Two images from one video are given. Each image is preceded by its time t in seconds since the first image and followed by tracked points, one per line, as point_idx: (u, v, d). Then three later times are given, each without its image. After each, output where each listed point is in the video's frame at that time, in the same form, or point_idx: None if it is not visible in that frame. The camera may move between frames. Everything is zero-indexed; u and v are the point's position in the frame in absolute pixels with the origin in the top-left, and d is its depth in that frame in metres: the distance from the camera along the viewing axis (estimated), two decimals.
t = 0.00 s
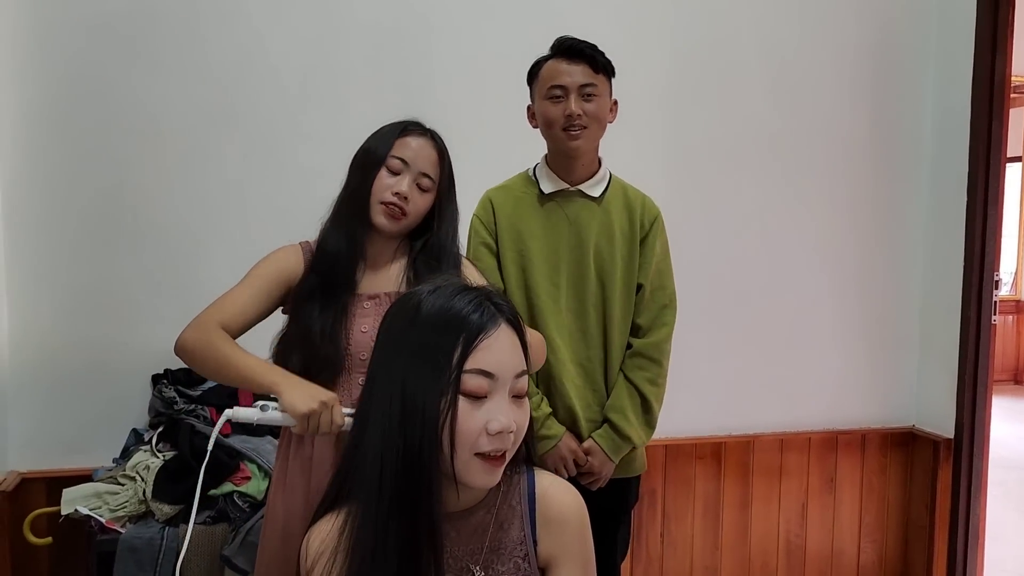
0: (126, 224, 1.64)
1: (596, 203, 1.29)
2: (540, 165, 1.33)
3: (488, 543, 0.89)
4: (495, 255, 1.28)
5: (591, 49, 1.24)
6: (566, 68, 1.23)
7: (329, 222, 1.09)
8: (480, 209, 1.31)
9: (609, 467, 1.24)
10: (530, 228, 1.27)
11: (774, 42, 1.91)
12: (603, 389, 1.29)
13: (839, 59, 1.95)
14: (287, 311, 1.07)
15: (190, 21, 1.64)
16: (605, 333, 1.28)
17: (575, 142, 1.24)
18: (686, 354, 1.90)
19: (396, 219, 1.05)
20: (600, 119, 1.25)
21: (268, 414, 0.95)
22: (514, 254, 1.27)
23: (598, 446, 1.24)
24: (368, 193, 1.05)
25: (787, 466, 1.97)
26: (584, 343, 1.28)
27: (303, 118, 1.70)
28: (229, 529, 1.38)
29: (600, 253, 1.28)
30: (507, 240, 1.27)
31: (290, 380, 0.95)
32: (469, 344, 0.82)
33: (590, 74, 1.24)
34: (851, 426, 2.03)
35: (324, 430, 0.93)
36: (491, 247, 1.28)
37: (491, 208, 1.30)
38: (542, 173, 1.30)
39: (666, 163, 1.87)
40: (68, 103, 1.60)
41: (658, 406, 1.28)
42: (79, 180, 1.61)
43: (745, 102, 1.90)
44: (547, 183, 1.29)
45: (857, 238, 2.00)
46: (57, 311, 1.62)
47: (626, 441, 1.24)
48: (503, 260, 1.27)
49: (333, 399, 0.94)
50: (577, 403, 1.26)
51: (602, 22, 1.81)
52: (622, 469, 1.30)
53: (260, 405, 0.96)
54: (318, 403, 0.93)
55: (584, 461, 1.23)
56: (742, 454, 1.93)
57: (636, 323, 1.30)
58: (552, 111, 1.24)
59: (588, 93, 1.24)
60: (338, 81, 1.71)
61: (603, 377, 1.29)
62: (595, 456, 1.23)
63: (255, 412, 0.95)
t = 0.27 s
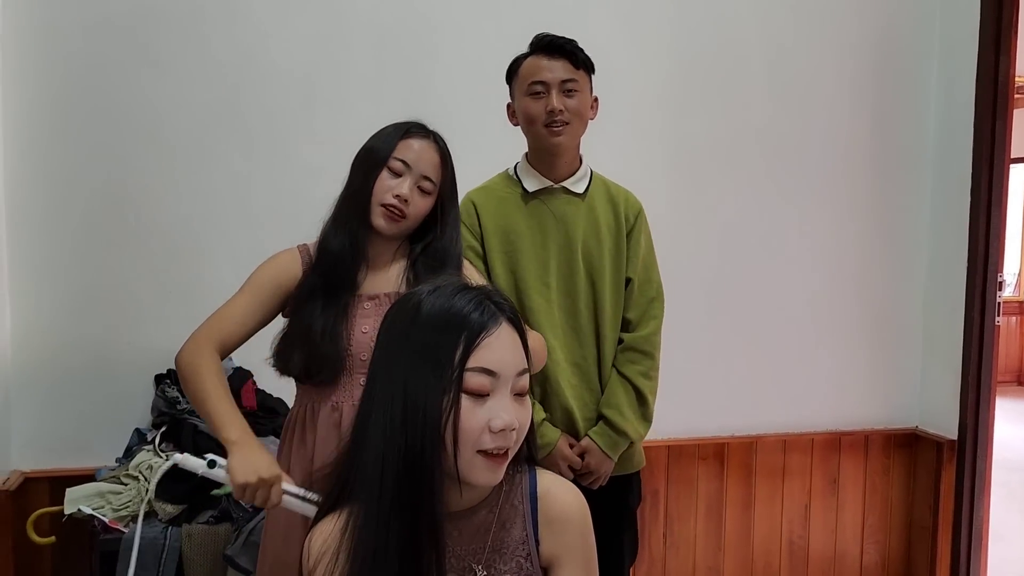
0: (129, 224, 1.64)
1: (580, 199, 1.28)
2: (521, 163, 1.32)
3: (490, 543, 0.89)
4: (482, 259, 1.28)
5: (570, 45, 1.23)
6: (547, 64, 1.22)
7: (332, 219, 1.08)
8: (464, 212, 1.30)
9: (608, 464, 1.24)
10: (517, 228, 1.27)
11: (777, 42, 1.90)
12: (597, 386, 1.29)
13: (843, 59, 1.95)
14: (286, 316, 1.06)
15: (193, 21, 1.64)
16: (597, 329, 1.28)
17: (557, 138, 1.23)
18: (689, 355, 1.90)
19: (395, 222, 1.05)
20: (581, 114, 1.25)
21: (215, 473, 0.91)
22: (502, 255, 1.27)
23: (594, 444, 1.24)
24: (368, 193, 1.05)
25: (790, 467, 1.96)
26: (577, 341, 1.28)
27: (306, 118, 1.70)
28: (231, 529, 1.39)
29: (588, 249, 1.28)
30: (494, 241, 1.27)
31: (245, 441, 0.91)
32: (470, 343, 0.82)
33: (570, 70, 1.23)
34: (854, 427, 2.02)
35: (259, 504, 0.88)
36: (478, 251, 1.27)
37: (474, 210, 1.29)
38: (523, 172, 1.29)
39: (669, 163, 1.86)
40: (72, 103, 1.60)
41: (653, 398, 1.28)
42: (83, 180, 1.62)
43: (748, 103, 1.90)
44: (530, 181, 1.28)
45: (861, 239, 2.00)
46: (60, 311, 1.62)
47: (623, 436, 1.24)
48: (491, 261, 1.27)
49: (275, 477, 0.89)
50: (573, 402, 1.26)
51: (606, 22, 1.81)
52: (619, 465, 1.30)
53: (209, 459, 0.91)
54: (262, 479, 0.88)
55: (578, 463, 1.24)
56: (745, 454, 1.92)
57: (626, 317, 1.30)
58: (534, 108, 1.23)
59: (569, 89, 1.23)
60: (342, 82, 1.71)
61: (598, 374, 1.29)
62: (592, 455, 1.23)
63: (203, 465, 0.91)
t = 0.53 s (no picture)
0: (133, 225, 1.65)
1: (568, 200, 1.29)
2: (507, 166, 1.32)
3: (493, 544, 0.89)
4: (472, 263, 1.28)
5: (555, 47, 1.23)
6: (532, 67, 1.22)
7: (328, 224, 1.09)
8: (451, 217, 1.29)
9: (603, 465, 1.24)
10: (506, 231, 1.28)
11: (780, 43, 1.90)
12: (589, 387, 1.29)
13: (845, 60, 1.95)
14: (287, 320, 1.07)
15: (197, 22, 1.64)
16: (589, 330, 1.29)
17: (543, 140, 1.23)
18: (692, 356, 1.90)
19: (393, 223, 1.06)
20: (567, 117, 1.25)
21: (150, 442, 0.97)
22: (492, 258, 1.27)
23: (589, 445, 1.23)
24: (363, 198, 1.06)
25: (793, 468, 1.96)
26: (569, 343, 1.28)
27: (309, 119, 1.71)
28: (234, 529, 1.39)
29: (578, 249, 1.28)
30: (483, 244, 1.27)
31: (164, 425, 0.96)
32: (477, 354, 0.82)
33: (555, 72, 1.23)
34: (857, 429, 2.02)
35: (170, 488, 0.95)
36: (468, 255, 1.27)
37: (462, 214, 1.29)
38: (509, 174, 1.29)
39: (672, 164, 1.87)
40: (76, 105, 1.60)
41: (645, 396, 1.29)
42: (87, 182, 1.62)
43: (751, 104, 1.90)
44: (517, 184, 1.28)
45: (863, 240, 2.00)
46: (64, 311, 1.62)
47: (618, 436, 1.24)
48: (482, 265, 1.27)
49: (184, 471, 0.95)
50: (566, 403, 1.26)
51: (608, 24, 1.81)
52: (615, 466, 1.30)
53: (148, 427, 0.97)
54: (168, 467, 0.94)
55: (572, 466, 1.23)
56: (747, 456, 1.92)
57: (616, 317, 1.31)
58: (519, 111, 1.23)
59: (555, 92, 1.23)
60: (346, 83, 1.72)
61: (590, 375, 1.29)
62: (586, 456, 1.23)
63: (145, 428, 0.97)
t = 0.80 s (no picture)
0: (136, 225, 1.65)
1: (557, 204, 1.30)
2: (499, 171, 1.34)
3: (498, 549, 0.89)
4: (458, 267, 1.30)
5: (543, 53, 1.23)
6: (521, 74, 1.22)
7: (322, 228, 1.09)
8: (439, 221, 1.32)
9: (585, 472, 1.24)
10: (494, 235, 1.30)
11: (782, 43, 1.90)
12: (575, 392, 1.30)
13: (848, 60, 1.94)
14: (285, 321, 1.08)
15: (199, 22, 1.65)
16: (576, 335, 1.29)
17: (531, 147, 1.24)
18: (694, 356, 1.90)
19: (388, 224, 1.06)
20: (556, 123, 1.25)
21: (183, 399, 0.96)
22: (479, 261, 1.30)
23: (570, 452, 1.23)
24: (356, 202, 1.06)
25: (795, 469, 1.96)
26: (554, 347, 1.29)
27: (312, 119, 1.71)
28: (236, 529, 1.38)
29: (566, 254, 1.29)
30: (471, 247, 1.30)
31: (187, 364, 0.94)
32: (482, 359, 0.81)
33: (545, 79, 1.23)
34: (859, 429, 2.02)
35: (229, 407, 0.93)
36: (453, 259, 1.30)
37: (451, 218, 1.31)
38: (499, 179, 1.31)
39: (674, 164, 1.87)
40: (79, 105, 1.61)
41: (632, 406, 1.28)
42: (90, 182, 1.62)
43: (753, 104, 1.90)
44: (506, 189, 1.30)
45: (865, 240, 2.00)
46: (67, 311, 1.63)
47: (600, 444, 1.23)
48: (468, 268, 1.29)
49: (220, 375, 0.92)
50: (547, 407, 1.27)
51: (611, 24, 1.81)
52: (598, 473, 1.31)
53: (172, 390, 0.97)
54: (208, 388, 0.92)
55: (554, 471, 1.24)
56: (749, 456, 1.92)
57: (605, 323, 1.31)
58: (507, 117, 1.23)
59: (544, 98, 1.23)
60: (349, 84, 1.72)
61: (576, 381, 1.30)
62: (567, 463, 1.23)
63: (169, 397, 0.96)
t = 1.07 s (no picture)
0: (136, 224, 1.65)
1: (549, 205, 1.30)
2: (493, 173, 1.35)
3: (499, 550, 0.89)
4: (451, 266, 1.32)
5: (535, 53, 1.23)
6: (512, 74, 1.22)
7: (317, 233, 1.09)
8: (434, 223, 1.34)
9: (571, 472, 1.24)
10: (485, 235, 1.31)
11: (782, 43, 1.90)
12: (564, 393, 1.29)
13: (848, 60, 1.94)
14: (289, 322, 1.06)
15: (200, 22, 1.65)
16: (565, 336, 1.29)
17: (523, 147, 1.24)
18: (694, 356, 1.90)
19: (385, 224, 1.06)
20: (548, 123, 1.25)
21: (274, 379, 0.98)
22: (470, 260, 1.31)
23: (557, 453, 1.23)
24: (351, 205, 1.06)
25: (795, 469, 1.96)
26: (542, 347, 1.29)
27: (312, 119, 1.71)
28: (236, 529, 1.39)
29: (557, 254, 1.29)
30: (463, 248, 1.32)
31: (287, 345, 0.95)
32: (486, 361, 0.81)
33: (536, 79, 1.23)
34: (859, 429, 2.02)
35: (334, 385, 0.96)
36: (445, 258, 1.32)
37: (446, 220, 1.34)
38: (494, 180, 1.33)
39: (674, 164, 1.86)
40: (79, 104, 1.61)
41: (621, 408, 1.27)
42: (91, 182, 1.62)
43: (753, 104, 1.90)
44: (499, 190, 1.32)
45: (866, 240, 1.99)
46: (67, 310, 1.63)
47: (586, 446, 1.23)
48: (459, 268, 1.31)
49: (327, 357, 0.95)
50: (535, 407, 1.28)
51: (611, 24, 1.81)
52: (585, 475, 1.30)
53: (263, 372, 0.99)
54: (318, 367, 0.95)
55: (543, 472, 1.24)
56: (749, 456, 1.92)
57: (597, 325, 1.30)
58: (499, 118, 1.24)
59: (535, 98, 1.23)
60: (349, 83, 1.72)
61: (565, 382, 1.30)
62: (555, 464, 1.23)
63: (260, 378, 0.99)
